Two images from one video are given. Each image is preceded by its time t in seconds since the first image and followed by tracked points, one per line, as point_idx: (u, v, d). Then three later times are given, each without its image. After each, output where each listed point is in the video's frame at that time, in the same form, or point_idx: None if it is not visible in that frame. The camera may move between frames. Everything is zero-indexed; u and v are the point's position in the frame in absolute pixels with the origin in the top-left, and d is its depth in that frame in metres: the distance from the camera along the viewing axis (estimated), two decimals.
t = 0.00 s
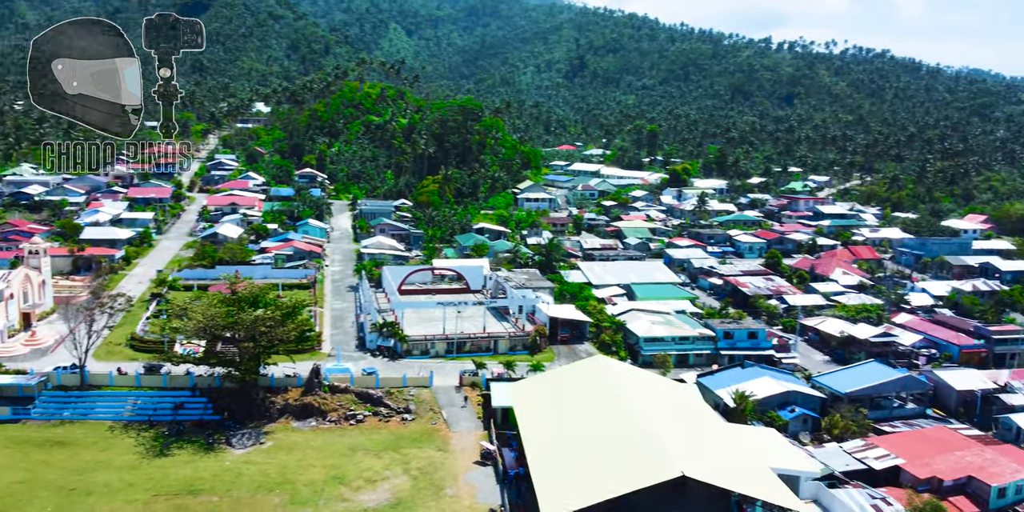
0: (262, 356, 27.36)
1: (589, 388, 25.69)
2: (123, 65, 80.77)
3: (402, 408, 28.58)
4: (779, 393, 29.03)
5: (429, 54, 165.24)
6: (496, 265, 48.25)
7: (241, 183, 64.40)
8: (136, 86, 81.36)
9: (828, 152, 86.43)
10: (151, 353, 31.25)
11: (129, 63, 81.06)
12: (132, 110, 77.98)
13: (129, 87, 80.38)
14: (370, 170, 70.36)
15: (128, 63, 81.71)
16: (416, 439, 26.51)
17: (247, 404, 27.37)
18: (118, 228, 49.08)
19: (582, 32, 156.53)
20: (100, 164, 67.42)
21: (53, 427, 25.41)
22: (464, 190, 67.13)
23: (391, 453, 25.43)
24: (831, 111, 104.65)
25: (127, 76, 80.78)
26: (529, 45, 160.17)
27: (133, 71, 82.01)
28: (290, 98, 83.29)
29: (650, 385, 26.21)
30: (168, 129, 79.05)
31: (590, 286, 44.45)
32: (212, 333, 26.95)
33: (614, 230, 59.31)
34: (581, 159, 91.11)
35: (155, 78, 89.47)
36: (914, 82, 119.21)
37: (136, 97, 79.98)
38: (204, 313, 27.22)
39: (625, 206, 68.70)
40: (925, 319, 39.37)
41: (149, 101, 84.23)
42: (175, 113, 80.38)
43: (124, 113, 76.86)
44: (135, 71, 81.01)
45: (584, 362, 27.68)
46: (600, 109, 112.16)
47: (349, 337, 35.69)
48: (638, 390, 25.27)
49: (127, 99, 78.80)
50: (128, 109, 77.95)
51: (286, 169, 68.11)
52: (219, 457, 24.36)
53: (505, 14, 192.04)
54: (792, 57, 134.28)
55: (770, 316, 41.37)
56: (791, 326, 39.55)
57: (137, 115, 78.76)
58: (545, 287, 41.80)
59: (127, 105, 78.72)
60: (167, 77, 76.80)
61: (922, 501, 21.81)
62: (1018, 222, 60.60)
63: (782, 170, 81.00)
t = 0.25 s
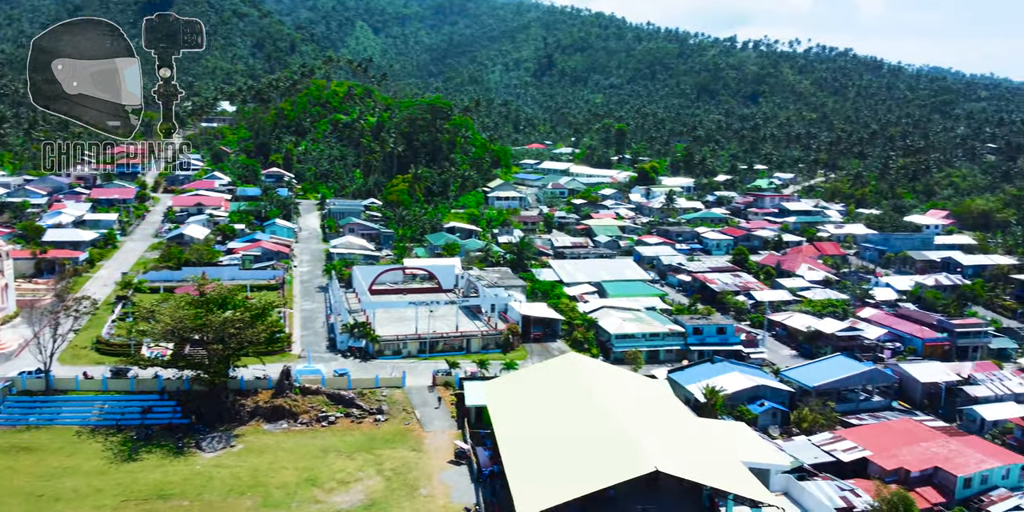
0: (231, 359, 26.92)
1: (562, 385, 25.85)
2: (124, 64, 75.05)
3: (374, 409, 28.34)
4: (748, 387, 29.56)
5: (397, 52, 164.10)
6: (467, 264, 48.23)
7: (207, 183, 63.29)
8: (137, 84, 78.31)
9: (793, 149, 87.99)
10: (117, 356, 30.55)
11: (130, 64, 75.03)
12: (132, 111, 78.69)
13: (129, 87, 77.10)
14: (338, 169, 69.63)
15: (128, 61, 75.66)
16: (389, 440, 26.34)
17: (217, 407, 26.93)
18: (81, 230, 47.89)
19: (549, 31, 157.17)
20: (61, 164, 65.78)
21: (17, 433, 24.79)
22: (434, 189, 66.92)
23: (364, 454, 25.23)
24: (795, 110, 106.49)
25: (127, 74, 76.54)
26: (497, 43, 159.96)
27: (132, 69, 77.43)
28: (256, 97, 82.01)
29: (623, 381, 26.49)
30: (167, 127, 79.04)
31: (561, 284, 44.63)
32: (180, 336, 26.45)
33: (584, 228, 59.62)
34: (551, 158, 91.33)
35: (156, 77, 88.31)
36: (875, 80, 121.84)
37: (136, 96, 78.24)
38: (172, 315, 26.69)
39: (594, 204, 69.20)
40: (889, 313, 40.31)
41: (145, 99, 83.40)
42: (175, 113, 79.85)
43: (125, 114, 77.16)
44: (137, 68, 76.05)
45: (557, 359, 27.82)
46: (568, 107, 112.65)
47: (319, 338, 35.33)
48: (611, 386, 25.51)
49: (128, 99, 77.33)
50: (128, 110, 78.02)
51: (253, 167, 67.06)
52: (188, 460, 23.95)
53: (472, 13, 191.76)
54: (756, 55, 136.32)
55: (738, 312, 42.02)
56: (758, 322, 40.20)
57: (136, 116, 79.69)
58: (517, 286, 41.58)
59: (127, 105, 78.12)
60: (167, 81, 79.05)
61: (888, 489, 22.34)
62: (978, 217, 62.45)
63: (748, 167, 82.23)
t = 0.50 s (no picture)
0: (201, 361, 26.52)
1: (536, 383, 25.99)
2: (124, 65, 81.07)
3: (347, 410, 28.11)
4: (718, 383, 30.10)
5: (364, 50, 162.73)
6: (439, 263, 48.14)
7: (173, 183, 62.15)
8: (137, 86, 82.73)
9: (759, 147, 89.46)
10: (84, 359, 29.89)
11: (128, 63, 81.05)
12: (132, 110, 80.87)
13: (129, 87, 81.74)
14: (307, 168, 68.90)
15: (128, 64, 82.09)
16: (363, 441, 26.17)
17: (187, 411, 26.55)
18: (42, 232, 46.62)
19: (518, 30, 157.58)
20: (21, 165, 64.16)
21: None
22: (404, 188, 66.47)
23: (337, 456, 25.02)
24: (761, 108, 108.27)
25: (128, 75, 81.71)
26: (465, 42, 159.97)
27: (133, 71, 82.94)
28: (221, 95, 80.70)
29: (596, 378, 26.74)
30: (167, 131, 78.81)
31: (534, 283, 44.78)
32: (148, 339, 25.98)
33: (555, 227, 59.92)
34: (521, 157, 91.61)
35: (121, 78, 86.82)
36: (838, 78, 124.30)
37: (136, 96, 81.87)
38: (140, 318, 26.22)
39: (564, 202, 69.62)
40: (855, 308, 41.20)
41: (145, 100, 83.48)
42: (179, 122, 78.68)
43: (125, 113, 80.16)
44: (136, 69, 81.97)
45: (531, 357, 27.98)
46: (537, 106, 113.00)
47: (290, 340, 34.90)
48: (585, 383, 25.73)
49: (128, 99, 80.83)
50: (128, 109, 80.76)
51: (219, 167, 66.11)
52: (158, 465, 23.60)
53: (440, 11, 191.15)
54: (722, 54, 138.30)
55: (707, 308, 42.61)
56: (728, 318, 40.84)
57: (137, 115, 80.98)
58: (489, 284, 41.35)
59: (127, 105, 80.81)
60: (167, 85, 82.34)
61: (854, 479, 22.85)
62: (939, 213, 64.12)
63: (714, 166, 83.40)
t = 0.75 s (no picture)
0: (170, 365, 26.03)
1: (509, 381, 26.10)
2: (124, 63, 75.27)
3: (319, 412, 27.85)
4: (689, 378, 30.53)
5: (331, 48, 160.80)
6: (410, 263, 47.96)
7: (138, 184, 60.77)
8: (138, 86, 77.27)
9: (725, 145, 90.70)
10: (49, 364, 29.17)
11: (130, 63, 75.24)
12: (131, 111, 76.06)
13: (129, 87, 76.50)
14: (274, 168, 67.94)
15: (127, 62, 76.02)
16: (336, 443, 25.94)
17: (156, 415, 26.08)
18: (2, 235, 45.29)
19: (486, 28, 157.57)
20: None
21: None
22: (373, 187, 66.00)
23: (310, 459, 24.78)
24: (727, 107, 109.66)
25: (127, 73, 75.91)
26: (434, 41, 159.21)
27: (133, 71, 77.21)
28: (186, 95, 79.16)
29: (568, 375, 26.96)
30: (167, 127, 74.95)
31: (506, 282, 44.82)
32: (115, 343, 25.42)
33: (526, 225, 60.07)
34: (491, 156, 91.56)
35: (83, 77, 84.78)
36: (802, 77, 126.38)
37: (137, 96, 76.15)
38: (107, 321, 25.63)
39: (535, 201, 69.83)
40: (821, 304, 42.02)
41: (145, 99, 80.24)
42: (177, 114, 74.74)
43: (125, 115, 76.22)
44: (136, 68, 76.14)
45: (504, 356, 28.08)
46: (507, 105, 112.99)
47: (259, 342, 34.44)
48: (557, 381, 25.91)
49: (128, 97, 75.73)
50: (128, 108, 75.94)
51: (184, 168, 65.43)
52: (127, 471, 23.14)
53: (408, 10, 189.99)
54: (689, 54, 139.74)
55: (677, 305, 43.14)
56: (697, 315, 41.40)
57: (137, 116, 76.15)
58: (461, 284, 41.39)
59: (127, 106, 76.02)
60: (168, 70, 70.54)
61: (825, 474, 23.56)
62: (902, 209, 65.73)
63: (682, 164, 84.35)
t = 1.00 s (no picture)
0: (138, 368, 25.50)
1: (482, 380, 26.12)
2: (124, 63, 68.29)
3: (291, 414, 27.52)
4: (661, 375, 30.89)
5: (297, 47, 158.58)
6: (381, 263, 47.68)
7: (102, 186, 59.22)
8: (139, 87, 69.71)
9: (693, 144, 91.72)
10: (13, 370, 28.40)
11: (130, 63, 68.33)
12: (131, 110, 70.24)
13: (129, 87, 69.15)
14: (241, 167, 66.86)
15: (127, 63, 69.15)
16: (308, 446, 25.64)
17: (124, 419, 25.55)
18: None
19: (454, 27, 157.25)
20: None
21: None
22: (343, 187, 65.31)
23: (282, 461, 24.48)
24: (694, 106, 110.80)
25: (127, 74, 68.75)
26: (402, 39, 157.95)
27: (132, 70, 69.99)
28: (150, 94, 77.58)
29: (540, 372, 27.10)
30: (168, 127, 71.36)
31: (478, 281, 44.75)
32: (81, 347, 24.82)
33: (498, 224, 60.12)
34: (461, 155, 91.27)
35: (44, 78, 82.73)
36: (767, 76, 128.18)
37: (138, 97, 69.10)
38: (73, 324, 25.02)
39: (506, 200, 69.90)
40: (789, 300, 42.77)
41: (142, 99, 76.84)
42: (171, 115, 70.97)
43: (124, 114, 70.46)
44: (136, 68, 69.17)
45: (478, 355, 28.08)
46: (476, 104, 112.78)
47: (228, 344, 33.93)
48: (530, 379, 26.01)
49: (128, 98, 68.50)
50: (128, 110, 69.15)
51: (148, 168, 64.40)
52: (95, 476, 22.65)
53: (375, 8, 188.48)
54: (656, 53, 140.79)
55: (647, 302, 43.57)
56: (667, 312, 41.88)
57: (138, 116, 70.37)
58: (434, 283, 41.33)
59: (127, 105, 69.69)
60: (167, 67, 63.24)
61: (795, 467, 24.07)
62: (867, 206, 67.25)
63: (651, 163, 85.12)
